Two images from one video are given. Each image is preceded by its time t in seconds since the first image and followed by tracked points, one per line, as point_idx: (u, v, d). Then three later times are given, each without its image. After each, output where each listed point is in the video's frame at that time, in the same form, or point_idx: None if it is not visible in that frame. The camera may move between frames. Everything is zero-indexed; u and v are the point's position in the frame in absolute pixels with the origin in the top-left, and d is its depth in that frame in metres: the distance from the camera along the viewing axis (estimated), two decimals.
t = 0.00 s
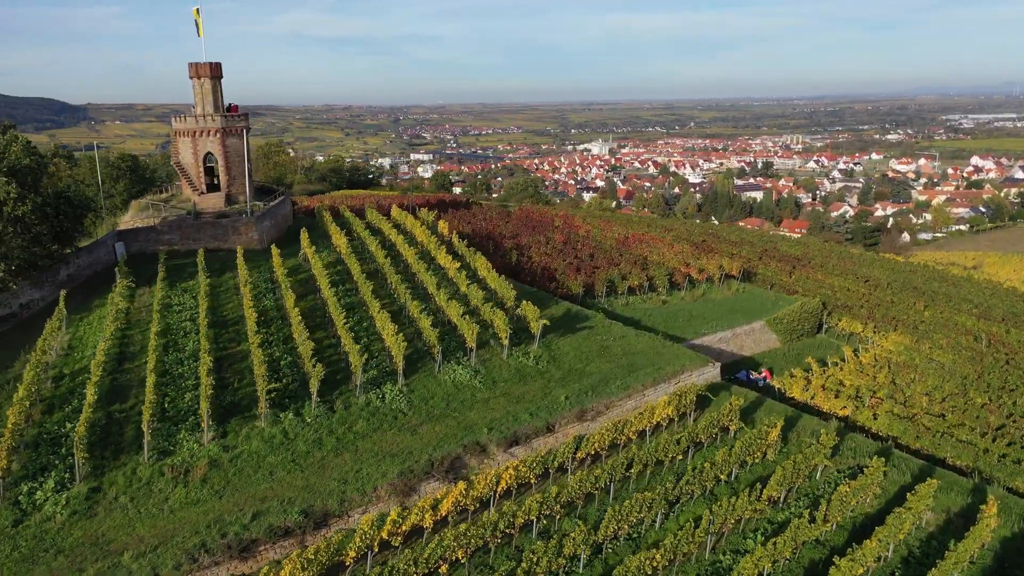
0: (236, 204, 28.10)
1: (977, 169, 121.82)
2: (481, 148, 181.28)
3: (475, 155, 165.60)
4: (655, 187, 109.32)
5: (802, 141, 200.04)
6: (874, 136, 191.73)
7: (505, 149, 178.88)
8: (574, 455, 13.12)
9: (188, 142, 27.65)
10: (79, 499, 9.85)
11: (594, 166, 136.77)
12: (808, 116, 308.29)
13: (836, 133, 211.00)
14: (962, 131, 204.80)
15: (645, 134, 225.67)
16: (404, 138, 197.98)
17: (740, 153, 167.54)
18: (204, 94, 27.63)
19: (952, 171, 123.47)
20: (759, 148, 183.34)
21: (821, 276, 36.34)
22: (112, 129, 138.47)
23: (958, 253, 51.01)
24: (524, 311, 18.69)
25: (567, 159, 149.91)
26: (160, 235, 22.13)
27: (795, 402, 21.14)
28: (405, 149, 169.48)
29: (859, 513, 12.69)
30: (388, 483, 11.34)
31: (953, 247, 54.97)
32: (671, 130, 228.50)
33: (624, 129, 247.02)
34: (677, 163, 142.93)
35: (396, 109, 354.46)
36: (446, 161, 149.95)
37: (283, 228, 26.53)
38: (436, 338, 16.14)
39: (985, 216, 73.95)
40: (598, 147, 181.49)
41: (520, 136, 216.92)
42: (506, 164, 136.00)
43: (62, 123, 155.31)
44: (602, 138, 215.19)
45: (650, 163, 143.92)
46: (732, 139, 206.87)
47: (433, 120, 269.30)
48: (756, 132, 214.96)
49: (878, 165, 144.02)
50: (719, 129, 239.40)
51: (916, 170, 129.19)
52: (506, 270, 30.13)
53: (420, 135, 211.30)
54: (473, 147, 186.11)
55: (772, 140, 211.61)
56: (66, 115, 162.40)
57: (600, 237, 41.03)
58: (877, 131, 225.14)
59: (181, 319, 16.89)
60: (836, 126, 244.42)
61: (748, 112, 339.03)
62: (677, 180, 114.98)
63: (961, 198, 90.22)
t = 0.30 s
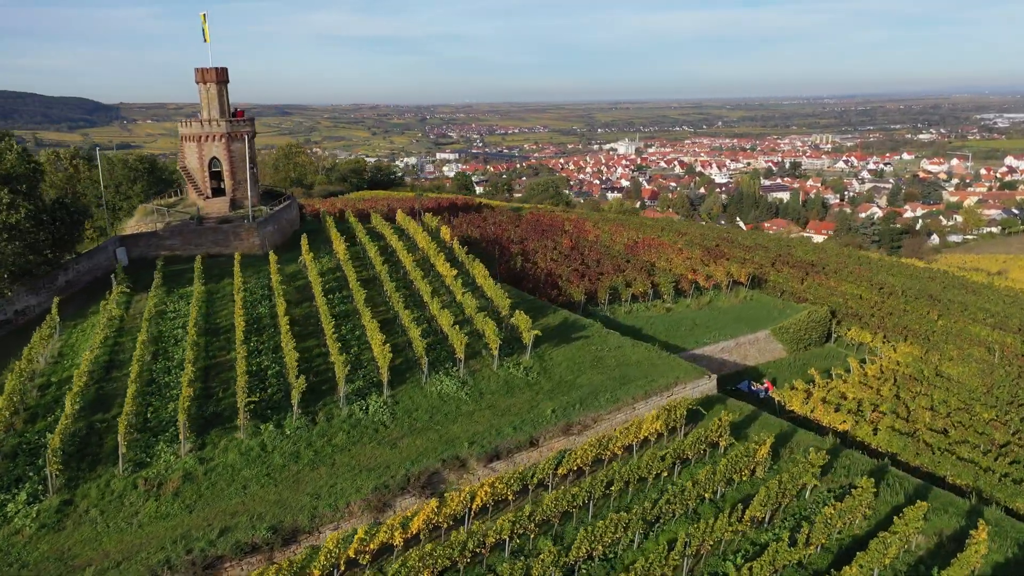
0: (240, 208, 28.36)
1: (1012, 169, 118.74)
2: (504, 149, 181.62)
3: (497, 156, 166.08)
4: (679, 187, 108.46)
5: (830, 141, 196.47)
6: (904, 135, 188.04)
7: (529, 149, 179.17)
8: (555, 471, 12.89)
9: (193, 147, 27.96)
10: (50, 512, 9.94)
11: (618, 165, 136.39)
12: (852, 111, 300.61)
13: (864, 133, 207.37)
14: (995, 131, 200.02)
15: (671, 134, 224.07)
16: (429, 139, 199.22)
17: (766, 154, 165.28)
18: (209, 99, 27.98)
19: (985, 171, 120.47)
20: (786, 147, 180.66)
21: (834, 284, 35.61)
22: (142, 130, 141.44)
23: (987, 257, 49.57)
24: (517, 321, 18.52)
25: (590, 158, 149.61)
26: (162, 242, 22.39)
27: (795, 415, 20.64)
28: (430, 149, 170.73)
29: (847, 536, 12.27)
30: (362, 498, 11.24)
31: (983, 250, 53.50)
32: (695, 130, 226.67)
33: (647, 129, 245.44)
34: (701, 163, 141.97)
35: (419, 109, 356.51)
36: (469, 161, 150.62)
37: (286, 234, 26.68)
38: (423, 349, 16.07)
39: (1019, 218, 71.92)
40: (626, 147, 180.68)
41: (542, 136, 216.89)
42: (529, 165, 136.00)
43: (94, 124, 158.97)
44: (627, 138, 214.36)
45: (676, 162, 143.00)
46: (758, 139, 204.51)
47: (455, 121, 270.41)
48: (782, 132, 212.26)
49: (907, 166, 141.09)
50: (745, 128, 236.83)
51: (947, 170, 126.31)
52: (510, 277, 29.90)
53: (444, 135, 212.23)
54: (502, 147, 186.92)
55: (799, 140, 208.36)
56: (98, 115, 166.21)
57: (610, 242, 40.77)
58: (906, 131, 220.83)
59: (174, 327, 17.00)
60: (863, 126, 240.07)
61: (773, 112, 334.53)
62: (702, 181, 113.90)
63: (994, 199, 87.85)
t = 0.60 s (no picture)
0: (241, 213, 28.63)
1: None
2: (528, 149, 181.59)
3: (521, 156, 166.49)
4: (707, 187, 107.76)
5: (877, 137, 192.43)
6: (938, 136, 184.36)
7: (555, 148, 179.59)
8: (525, 486, 12.76)
9: (195, 151, 28.29)
10: (10, 523, 10.16)
11: (646, 165, 135.95)
12: (882, 112, 295.40)
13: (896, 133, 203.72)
14: None
15: (698, 134, 222.58)
16: (454, 138, 200.28)
17: (794, 154, 163.03)
18: (210, 104, 28.19)
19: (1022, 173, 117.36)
20: (815, 147, 177.47)
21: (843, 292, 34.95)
22: (171, 131, 144.10)
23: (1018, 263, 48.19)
24: (503, 331, 18.41)
25: (616, 158, 149.30)
26: (159, 247, 22.64)
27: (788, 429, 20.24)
28: (456, 149, 171.91)
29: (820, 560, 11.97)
30: (324, 512, 11.23)
31: (1016, 255, 52.02)
32: (722, 129, 224.88)
33: (671, 129, 243.62)
34: (728, 163, 140.80)
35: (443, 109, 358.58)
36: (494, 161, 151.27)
37: (285, 239, 26.84)
38: (402, 361, 16.05)
39: None
40: (653, 147, 180.09)
41: (568, 136, 216.91)
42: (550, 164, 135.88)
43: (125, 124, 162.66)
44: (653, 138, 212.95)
45: (704, 162, 142.10)
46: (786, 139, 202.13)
47: (478, 121, 271.27)
48: (811, 132, 209.63)
49: (940, 167, 138.14)
50: (772, 128, 234.26)
51: (981, 172, 123.38)
52: (510, 282, 29.79)
53: (467, 136, 212.98)
54: (527, 146, 187.40)
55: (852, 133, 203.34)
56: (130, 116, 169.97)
57: (616, 247, 40.55)
58: (937, 131, 216.58)
59: (160, 333, 17.16)
60: (891, 126, 235.32)
61: (811, 110, 327.62)
62: (726, 181, 112.64)
63: None
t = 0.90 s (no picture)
0: (239, 217, 28.98)
1: None
2: (551, 148, 181.23)
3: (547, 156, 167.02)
4: (735, 188, 107.24)
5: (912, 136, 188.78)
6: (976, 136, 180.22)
7: (583, 147, 180.03)
8: (484, 501, 12.72)
9: (194, 156, 28.72)
10: None
11: (673, 165, 135.67)
12: (915, 112, 290.04)
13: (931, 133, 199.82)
14: None
15: (727, 133, 220.93)
16: (480, 138, 201.51)
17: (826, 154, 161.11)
18: (209, 109, 28.63)
19: None
20: (852, 147, 174.93)
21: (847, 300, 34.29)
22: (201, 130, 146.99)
23: None
24: (481, 341, 18.38)
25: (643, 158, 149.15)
26: (153, 251, 22.98)
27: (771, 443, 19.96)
28: (483, 148, 173.33)
29: None
30: (275, 524, 11.30)
31: None
32: (752, 129, 223.01)
33: (698, 129, 242.16)
34: (757, 164, 139.69)
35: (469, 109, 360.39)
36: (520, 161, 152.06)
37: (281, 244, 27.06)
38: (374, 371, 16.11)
39: None
40: (683, 147, 179.57)
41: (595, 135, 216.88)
42: (573, 164, 135.86)
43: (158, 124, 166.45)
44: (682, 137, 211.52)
45: (732, 162, 141.25)
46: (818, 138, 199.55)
47: (503, 121, 272.22)
48: (843, 132, 206.76)
49: (975, 168, 135.02)
50: (800, 128, 231.64)
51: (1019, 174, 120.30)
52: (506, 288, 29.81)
53: (491, 135, 214.08)
54: (554, 146, 187.91)
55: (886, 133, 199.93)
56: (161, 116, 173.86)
57: (619, 251, 40.37)
58: (971, 132, 212.10)
59: (141, 339, 17.43)
60: (922, 127, 230.81)
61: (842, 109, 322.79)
62: (755, 181, 111.81)
63: None
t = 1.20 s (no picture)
0: (235, 220, 29.42)
1: None
2: (578, 148, 180.72)
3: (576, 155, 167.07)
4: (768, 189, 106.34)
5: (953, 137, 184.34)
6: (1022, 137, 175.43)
7: (615, 147, 179.79)
8: (432, 512, 12.79)
9: (192, 160, 29.20)
10: None
11: (705, 165, 134.91)
12: (954, 112, 283.36)
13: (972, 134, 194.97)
14: None
15: (761, 133, 218.33)
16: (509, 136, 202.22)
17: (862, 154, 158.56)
18: (207, 113, 29.08)
19: None
20: (890, 147, 171.77)
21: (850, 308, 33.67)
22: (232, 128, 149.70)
23: None
24: (453, 350, 18.45)
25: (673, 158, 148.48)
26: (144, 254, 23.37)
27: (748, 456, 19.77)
28: (513, 147, 174.24)
29: None
30: (219, 532, 11.49)
31: None
32: (786, 128, 220.23)
33: (729, 129, 240.01)
34: (789, 165, 138.11)
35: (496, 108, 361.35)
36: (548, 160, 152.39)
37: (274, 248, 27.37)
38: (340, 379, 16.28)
39: None
40: (717, 146, 178.21)
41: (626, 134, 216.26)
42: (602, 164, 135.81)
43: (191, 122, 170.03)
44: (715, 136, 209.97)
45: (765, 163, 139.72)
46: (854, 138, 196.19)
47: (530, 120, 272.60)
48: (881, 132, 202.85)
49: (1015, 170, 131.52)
50: (834, 128, 228.17)
51: None
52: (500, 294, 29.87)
53: (518, 134, 214.46)
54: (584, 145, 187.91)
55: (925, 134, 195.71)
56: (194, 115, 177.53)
57: (622, 255, 40.19)
58: (1011, 133, 206.76)
59: (119, 342, 17.84)
60: (959, 127, 225.83)
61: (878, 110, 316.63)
62: (788, 181, 110.69)
63: None
